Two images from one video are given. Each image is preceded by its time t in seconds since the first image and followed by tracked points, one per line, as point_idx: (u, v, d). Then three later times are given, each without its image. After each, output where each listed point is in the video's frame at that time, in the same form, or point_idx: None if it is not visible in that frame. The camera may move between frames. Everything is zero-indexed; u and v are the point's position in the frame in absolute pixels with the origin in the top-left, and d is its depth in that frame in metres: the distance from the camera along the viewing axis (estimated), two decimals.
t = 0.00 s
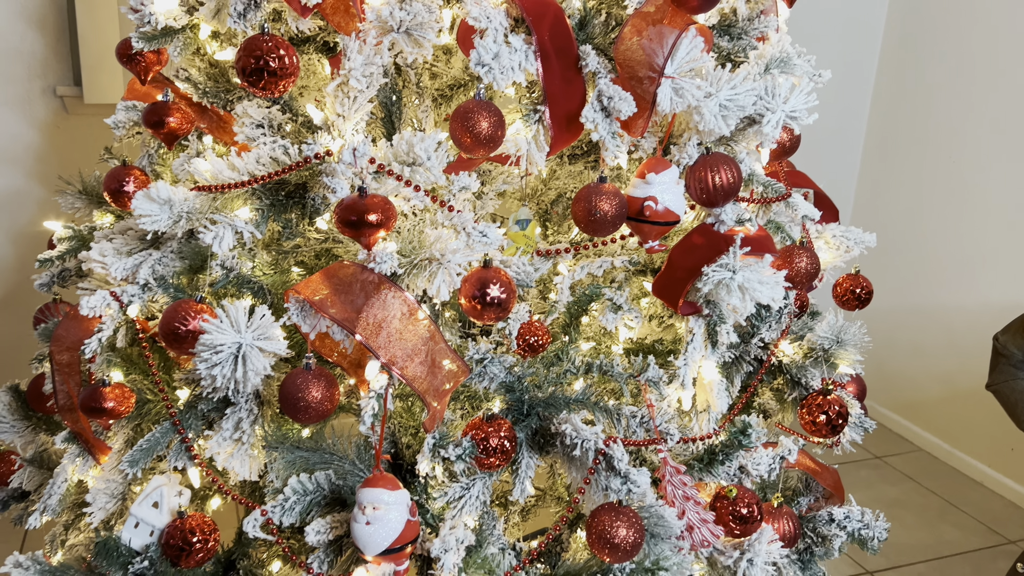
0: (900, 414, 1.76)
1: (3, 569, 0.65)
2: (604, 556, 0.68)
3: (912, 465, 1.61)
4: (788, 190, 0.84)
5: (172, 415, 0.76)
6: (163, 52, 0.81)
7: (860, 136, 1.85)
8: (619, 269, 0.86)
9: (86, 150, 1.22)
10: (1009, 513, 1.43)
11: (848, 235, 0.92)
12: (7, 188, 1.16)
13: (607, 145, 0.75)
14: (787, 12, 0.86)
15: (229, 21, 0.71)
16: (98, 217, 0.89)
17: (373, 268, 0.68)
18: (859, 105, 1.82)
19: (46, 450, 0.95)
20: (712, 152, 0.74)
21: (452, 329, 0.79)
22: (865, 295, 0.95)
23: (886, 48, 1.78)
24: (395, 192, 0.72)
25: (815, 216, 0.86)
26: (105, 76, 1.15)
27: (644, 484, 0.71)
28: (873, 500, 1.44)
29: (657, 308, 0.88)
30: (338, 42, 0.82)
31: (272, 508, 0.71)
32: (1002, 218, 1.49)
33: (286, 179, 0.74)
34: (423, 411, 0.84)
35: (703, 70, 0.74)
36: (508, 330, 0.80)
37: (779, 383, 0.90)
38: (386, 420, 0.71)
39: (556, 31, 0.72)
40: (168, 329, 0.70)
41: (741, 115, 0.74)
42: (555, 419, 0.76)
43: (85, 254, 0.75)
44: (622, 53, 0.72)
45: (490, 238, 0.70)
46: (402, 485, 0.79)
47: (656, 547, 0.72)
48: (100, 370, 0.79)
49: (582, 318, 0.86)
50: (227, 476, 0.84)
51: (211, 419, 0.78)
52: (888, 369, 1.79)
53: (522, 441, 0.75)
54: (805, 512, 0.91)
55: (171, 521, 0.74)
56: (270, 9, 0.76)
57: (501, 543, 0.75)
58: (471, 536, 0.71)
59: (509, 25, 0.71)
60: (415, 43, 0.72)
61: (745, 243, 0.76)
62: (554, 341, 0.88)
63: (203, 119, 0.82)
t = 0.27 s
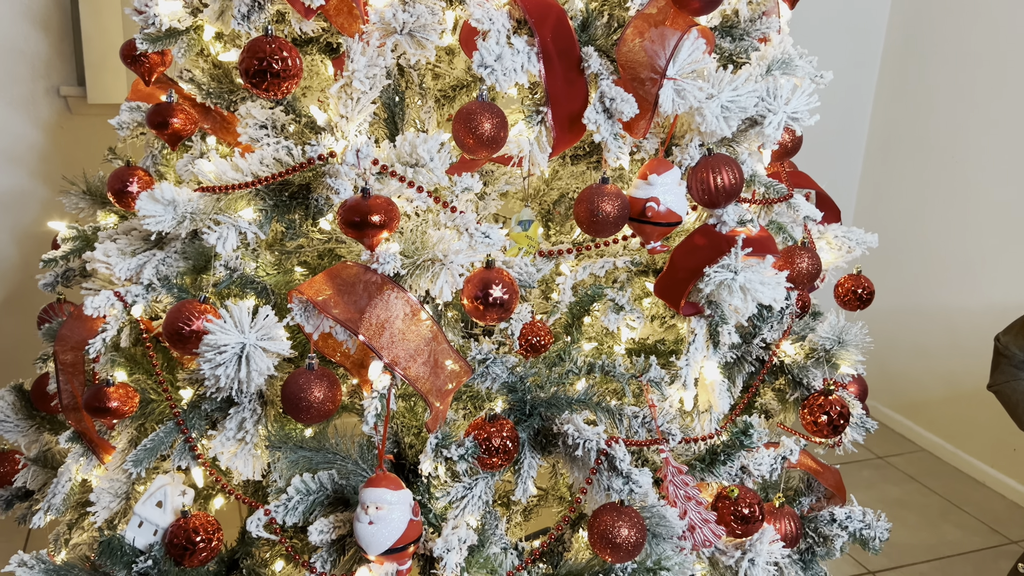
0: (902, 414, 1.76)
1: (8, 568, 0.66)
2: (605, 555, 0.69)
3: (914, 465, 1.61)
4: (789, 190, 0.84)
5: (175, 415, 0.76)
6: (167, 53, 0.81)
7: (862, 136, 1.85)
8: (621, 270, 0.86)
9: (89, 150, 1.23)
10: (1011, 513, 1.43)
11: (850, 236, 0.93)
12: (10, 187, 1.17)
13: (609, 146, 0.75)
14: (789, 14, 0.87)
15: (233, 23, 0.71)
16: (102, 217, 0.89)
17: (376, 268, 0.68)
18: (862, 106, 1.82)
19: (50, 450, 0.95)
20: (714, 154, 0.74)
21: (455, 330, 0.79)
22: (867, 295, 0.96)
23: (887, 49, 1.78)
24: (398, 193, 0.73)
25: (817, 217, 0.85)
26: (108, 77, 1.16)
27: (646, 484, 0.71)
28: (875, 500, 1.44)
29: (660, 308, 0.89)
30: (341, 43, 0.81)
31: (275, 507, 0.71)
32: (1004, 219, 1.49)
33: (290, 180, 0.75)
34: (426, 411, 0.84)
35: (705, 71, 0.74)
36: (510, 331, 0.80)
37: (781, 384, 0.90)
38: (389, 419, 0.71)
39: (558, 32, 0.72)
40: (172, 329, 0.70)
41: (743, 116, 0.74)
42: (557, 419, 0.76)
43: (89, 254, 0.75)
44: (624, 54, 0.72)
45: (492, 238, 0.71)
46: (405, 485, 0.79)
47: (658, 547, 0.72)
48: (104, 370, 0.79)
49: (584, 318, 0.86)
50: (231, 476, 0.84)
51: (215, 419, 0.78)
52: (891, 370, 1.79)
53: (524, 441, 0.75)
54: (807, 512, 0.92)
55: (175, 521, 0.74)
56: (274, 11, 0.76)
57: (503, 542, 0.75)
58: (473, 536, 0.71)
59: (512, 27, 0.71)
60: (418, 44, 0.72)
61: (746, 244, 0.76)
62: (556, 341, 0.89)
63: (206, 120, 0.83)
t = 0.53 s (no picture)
0: (902, 415, 1.76)
1: (10, 569, 0.67)
2: (605, 557, 0.69)
3: (914, 466, 1.61)
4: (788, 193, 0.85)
5: (176, 416, 0.77)
6: (168, 56, 0.82)
7: (862, 138, 1.85)
8: (620, 272, 0.87)
9: (91, 151, 1.23)
10: (1011, 514, 1.43)
11: (850, 238, 0.93)
12: (13, 188, 1.17)
13: (609, 149, 0.75)
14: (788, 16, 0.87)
15: (234, 26, 0.72)
16: (104, 218, 0.89)
17: (376, 271, 0.69)
18: (862, 107, 1.82)
19: (52, 450, 0.95)
20: (713, 156, 0.74)
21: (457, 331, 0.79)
22: (866, 297, 0.96)
23: (887, 50, 1.78)
24: (398, 196, 0.73)
25: (817, 220, 0.86)
26: (109, 77, 1.16)
27: (645, 486, 0.71)
28: (875, 501, 1.44)
29: (660, 310, 0.89)
30: (342, 45, 0.83)
31: (275, 508, 0.72)
32: (1004, 220, 1.49)
33: (290, 183, 0.75)
34: (426, 413, 0.84)
35: (704, 75, 0.74)
36: (510, 332, 0.81)
37: (780, 386, 0.90)
38: (389, 421, 0.71)
39: (558, 35, 0.72)
40: (173, 331, 0.71)
41: (742, 119, 0.75)
42: (557, 421, 0.76)
43: (90, 256, 0.75)
44: (624, 58, 0.73)
45: (492, 241, 0.71)
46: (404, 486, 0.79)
47: (657, 548, 0.72)
48: (106, 371, 0.80)
49: (584, 319, 0.87)
50: (231, 477, 0.84)
51: (216, 421, 0.79)
52: (891, 371, 1.79)
53: (524, 443, 0.76)
54: (806, 514, 0.91)
55: (176, 521, 0.75)
56: (275, 14, 0.76)
57: (502, 544, 0.75)
58: (473, 537, 0.71)
59: (512, 30, 0.71)
60: (418, 48, 0.72)
61: (746, 246, 0.76)
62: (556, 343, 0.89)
63: (208, 122, 0.83)
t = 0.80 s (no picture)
0: (901, 417, 1.76)
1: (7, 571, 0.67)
2: (601, 560, 0.69)
3: (913, 469, 1.61)
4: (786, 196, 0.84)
5: (173, 419, 0.77)
6: (166, 59, 0.82)
7: (861, 140, 1.85)
8: (618, 275, 0.87)
9: (89, 153, 1.24)
10: (1009, 517, 1.43)
11: (847, 241, 0.92)
12: (12, 189, 1.16)
13: (605, 152, 0.75)
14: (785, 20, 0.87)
15: (231, 29, 0.72)
16: (102, 221, 0.90)
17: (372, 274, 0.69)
18: (861, 109, 1.82)
19: (50, 452, 0.96)
20: (710, 160, 0.74)
21: (454, 334, 0.79)
22: (864, 300, 0.96)
23: (886, 53, 1.78)
24: (395, 199, 0.73)
25: (814, 223, 0.86)
26: (109, 79, 1.16)
27: (641, 489, 0.71)
28: (874, 503, 1.44)
29: (657, 313, 0.89)
30: (339, 49, 0.82)
31: (271, 511, 0.72)
32: (1003, 223, 1.49)
33: (288, 186, 0.75)
34: (423, 416, 0.85)
35: (701, 78, 0.74)
36: (507, 336, 0.81)
37: (777, 388, 0.90)
38: (385, 425, 0.71)
39: (554, 39, 0.72)
40: (170, 334, 0.71)
41: (739, 123, 0.75)
42: (554, 425, 0.76)
43: (88, 259, 0.76)
44: (621, 61, 0.73)
45: (489, 245, 0.71)
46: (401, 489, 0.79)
47: (653, 552, 0.72)
48: (103, 374, 0.80)
49: (581, 322, 0.87)
50: (228, 480, 0.84)
51: (213, 423, 0.79)
52: (890, 373, 1.79)
53: (521, 446, 0.76)
54: (804, 517, 0.91)
55: (173, 524, 0.75)
56: (273, 18, 0.77)
57: (499, 547, 0.75)
58: (469, 540, 0.71)
59: (508, 34, 0.71)
60: (415, 51, 0.72)
61: (743, 249, 0.76)
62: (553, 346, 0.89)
63: (206, 125, 0.83)
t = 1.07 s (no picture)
0: (898, 421, 1.76)
1: None
2: (596, 565, 0.69)
3: (911, 473, 1.60)
4: (783, 201, 0.84)
5: (169, 423, 0.77)
6: (163, 64, 0.81)
7: (859, 143, 1.85)
8: (614, 279, 0.87)
9: (85, 155, 1.24)
10: (1007, 521, 1.43)
11: (844, 246, 0.92)
12: (9, 193, 1.16)
13: (601, 157, 0.75)
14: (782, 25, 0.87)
15: (228, 34, 0.72)
16: (99, 225, 0.90)
17: (367, 279, 0.69)
18: (860, 112, 1.82)
19: (46, 456, 0.96)
20: (707, 165, 0.74)
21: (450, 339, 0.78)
22: (861, 304, 0.96)
23: (884, 56, 1.79)
24: (391, 204, 0.73)
25: (811, 228, 0.85)
26: (108, 83, 1.17)
27: (637, 495, 0.71)
28: (872, 507, 1.44)
29: (654, 317, 0.88)
30: (336, 53, 0.82)
31: (267, 516, 0.71)
32: (1002, 226, 1.49)
33: (284, 191, 0.75)
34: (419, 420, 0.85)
35: (697, 83, 0.74)
36: (503, 340, 0.80)
37: (774, 393, 0.89)
38: (380, 430, 0.71)
39: (550, 44, 0.73)
40: (165, 338, 0.70)
41: (735, 128, 0.75)
42: (549, 430, 0.76)
43: (84, 263, 0.75)
44: (617, 66, 0.73)
45: (485, 250, 0.71)
46: (397, 495, 0.79)
47: (649, 557, 0.72)
48: (99, 378, 0.80)
49: (578, 327, 0.87)
50: (224, 484, 0.85)
51: (208, 428, 0.79)
52: (888, 377, 1.79)
53: (516, 451, 0.76)
54: (800, 521, 0.91)
55: (168, 529, 0.75)
56: (269, 22, 0.77)
57: (495, 552, 0.75)
58: (464, 545, 0.72)
59: (505, 39, 0.72)
60: (411, 57, 0.73)
61: (739, 254, 0.76)
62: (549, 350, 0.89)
63: (203, 129, 0.83)
